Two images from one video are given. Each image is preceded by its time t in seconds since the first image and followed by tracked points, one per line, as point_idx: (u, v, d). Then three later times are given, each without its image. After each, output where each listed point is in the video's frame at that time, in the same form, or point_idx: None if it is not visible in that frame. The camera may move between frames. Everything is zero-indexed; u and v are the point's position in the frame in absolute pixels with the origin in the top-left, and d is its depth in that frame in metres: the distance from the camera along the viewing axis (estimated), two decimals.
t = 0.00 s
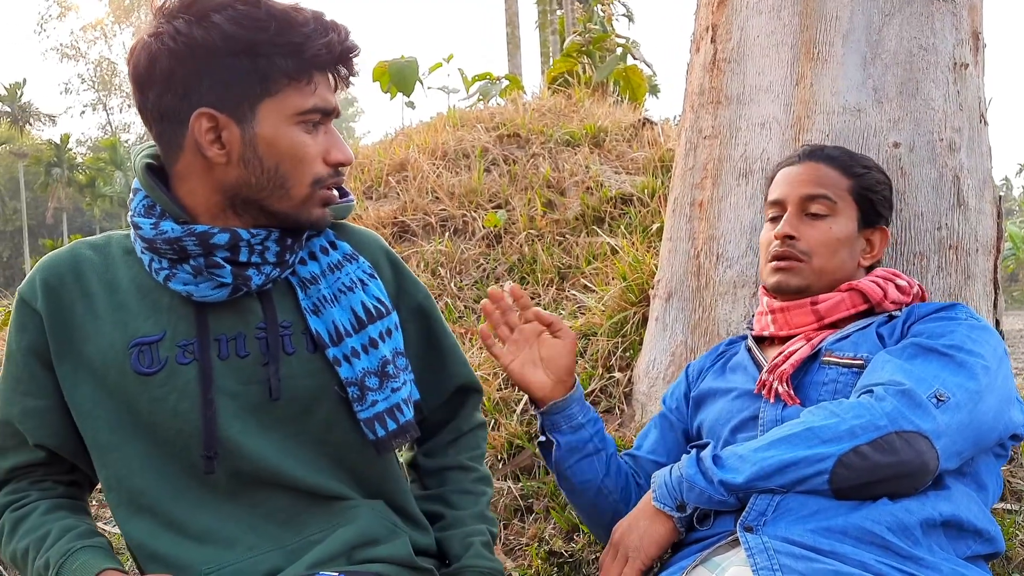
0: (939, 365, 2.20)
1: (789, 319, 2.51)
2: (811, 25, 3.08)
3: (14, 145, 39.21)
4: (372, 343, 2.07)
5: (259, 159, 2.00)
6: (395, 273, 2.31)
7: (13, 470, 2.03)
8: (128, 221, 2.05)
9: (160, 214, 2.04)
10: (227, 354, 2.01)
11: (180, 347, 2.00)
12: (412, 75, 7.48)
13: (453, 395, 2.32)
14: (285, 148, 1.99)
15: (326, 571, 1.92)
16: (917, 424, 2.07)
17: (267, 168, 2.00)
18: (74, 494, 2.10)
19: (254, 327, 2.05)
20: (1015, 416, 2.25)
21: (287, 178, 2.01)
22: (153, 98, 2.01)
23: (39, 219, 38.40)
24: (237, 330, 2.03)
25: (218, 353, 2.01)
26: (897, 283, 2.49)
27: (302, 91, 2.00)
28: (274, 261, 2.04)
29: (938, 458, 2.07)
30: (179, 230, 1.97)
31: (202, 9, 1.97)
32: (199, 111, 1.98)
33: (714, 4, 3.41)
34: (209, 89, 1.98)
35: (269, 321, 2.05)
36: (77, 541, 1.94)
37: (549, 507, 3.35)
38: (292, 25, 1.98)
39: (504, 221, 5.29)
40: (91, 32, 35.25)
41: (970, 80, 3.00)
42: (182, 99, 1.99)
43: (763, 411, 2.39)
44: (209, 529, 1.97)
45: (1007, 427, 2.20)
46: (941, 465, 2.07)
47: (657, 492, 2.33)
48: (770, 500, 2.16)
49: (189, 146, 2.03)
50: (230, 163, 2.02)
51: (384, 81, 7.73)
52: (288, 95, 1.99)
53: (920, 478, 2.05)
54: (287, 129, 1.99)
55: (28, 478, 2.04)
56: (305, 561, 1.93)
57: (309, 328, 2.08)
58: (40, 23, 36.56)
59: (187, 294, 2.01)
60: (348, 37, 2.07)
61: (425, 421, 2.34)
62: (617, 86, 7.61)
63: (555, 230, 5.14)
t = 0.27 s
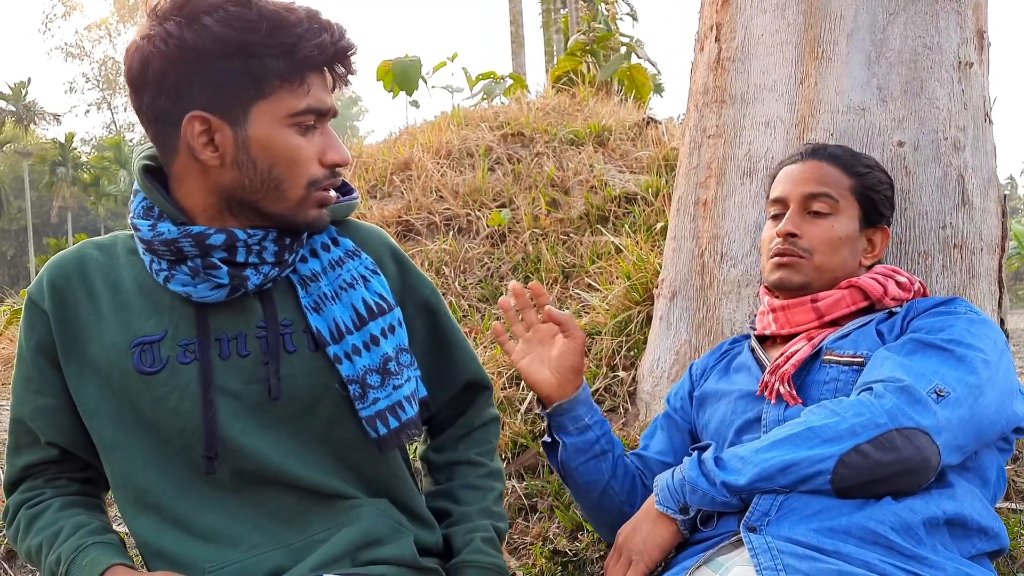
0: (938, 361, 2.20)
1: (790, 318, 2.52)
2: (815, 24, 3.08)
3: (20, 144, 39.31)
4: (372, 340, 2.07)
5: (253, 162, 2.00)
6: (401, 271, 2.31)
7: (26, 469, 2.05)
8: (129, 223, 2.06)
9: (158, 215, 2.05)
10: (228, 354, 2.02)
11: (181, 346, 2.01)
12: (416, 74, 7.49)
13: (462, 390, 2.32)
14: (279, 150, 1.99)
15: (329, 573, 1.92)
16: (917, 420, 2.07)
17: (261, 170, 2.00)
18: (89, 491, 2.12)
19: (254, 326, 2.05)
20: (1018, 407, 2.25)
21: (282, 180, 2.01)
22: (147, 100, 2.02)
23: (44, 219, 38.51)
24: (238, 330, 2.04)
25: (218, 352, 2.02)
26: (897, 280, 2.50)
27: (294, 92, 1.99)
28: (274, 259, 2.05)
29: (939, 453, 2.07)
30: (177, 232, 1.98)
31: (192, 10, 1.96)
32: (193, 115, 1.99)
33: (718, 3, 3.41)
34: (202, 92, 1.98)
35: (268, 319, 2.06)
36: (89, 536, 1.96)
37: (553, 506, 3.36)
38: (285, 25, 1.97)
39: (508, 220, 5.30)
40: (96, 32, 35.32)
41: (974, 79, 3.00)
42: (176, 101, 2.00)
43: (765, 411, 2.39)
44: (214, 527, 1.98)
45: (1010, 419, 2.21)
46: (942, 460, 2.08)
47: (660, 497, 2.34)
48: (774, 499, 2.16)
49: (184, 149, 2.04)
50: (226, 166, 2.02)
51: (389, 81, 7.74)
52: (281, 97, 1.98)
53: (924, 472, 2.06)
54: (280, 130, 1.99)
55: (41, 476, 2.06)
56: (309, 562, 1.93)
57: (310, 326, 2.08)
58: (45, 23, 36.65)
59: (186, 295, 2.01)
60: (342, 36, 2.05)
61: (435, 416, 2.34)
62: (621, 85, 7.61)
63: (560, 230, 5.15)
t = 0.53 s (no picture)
0: (943, 364, 2.20)
1: (794, 318, 2.52)
2: (818, 23, 3.08)
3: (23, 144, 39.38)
4: (373, 344, 2.05)
5: (257, 166, 2.01)
6: (403, 274, 2.31)
7: (32, 467, 2.07)
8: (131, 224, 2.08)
9: (163, 218, 2.07)
10: (230, 355, 2.02)
11: (184, 347, 2.01)
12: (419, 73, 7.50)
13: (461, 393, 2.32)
14: (283, 155, 1.99)
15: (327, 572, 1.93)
16: (922, 424, 2.08)
17: (265, 174, 2.01)
18: (92, 490, 2.13)
19: (257, 327, 2.05)
20: (1020, 413, 2.26)
21: (286, 185, 2.01)
22: (152, 103, 2.03)
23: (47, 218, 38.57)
24: (240, 331, 2.04)
25: (221, 353, 2.02)
26: (902, 282, 2.49)
27: (299, 97, 1.98)
28: (275, 262, 2.05)
29: (943, 457, 2.08)
30: (180, 235, 1.99)
31: (198, 13, 1.95)
32: (198, 118, 2.00)
33: (721, 2, 3.42)
34: (206, 95, 1.98)
35: (272, 321, 2.05)
36: (92, 536, 1.96)
37: (555, 506, 3.36)
38: (289, 29, 1.95)
39: (511, 219, 5.30)
40: (99, 31, 35.36)
41: (977, 78, 2.99)
42: (180, 105, 2.00)
43: (768, 411, 2.39)
44: (215, 528, 1.98)
45: (1012, 426, 2.22)
46: (945, 464, 2.08)
47: (663, 494, 2.35)
48: (775, 500, 2.16)
49: (188, 152, 2.05)
50: (230, 169, 2.03)
51: (392, 79, 7.74)
52: (285, 101, 1.98)
53: (926, 477, 2.06)
54: (284, 135, 1.99)
55: (45, 475, 2.07)
56: (308, 561, 1.94)
57: (311, 328, 2.07)
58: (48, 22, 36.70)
59: (189, 297, 2.02)
60: (347, 39, 2.04)
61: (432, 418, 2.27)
62: (624, 84, 7.61)
63: (562, 229, 5.15)
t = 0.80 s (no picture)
0: (948, 368, 2.21)
1: (798, 319, 2.53)
2: (818, 22, 3.08)
3: (26, 144, 39.41)
4: (370, 343, 2.05)
5: (257, 179, 1.99)
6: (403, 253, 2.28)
7: (22, 465, 2.09)
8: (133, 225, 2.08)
9: (165, 220, 2.08)
10: (230, 354, 2.02)
11: (184, 346, 2.02)
12: (420, 72, 7.51)
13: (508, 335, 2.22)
14: (283, 170, 1.97)
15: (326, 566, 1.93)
16: (928, 428, 2.08)
17: (266, 187, 1.99)
18: (84, 489, 2.15)
19: (256, 325, 2.05)
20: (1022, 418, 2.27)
21: (285, 200, 1.99)
22: (158, 109, 2.02)
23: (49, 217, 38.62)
24: (239, 329, 2.04)
25: (220, 352, 2.02)
26: (906, 284, 2.49)
27: (303, 112, 1.96)
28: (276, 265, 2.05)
29: (949, 461, 2.09)
30: (185, 239, 1.98)
31: (206, 23, 1.94)
32: (201, 128, 1.99)
33: (721, 2, 3.42)
34: (210, 105, 1.97)
35: (272, 319, 2.06)
36: (85, 535, 1.98)
37: (555, 505, 3.36)
38: (295, 45, 1.93)
39: (512, 219, 5.31)
40: (101, 31, 35.40)
41: (978, 78, 2.99)
42: (186, 113, 2.00)
43: (772, 412, 2.39)
44: (212, 525, 1.99)
45: (1014, 431, 2.23)
46: (950, 469, 2.09)
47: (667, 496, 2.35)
48: (780, 502, 2.17)
49: (191, 160, 2.04)
50: (231, 180, 2.02)
51: (393, 79, 7.76)
52: (287, 115, 1.95)
53: (931, 480, 2.06)
54: (285, 151, 1.96)
55: (37, 473, 2.09)
56: (305, 557, 1.95)
57: (308, 327, 2.07)
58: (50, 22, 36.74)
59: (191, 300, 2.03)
60: (354, 54, 2.01)
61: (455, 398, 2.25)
62: (625, 83, 7.61)
63: (563, 229, 5.16)
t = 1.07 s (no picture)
0: (948, 368, 2.22)
1: (800, 319, 2.53)
2: (818, 22, 3.08)
3: (26, 143, 39.47)
4: (370, 349, 2.03)
5: (261, 189, 1.97)
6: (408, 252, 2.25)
7: (26, 462, 2.10)
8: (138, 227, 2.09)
9: (169, 224, 2.08)
10: (231, 355, 2.02)
11: (185, 346, 2.02)
12: (420, 71, 7.51)
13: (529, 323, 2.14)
14: (287, 182, 1.95)
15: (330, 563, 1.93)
16: (929, 428, 2.09)
17: (269, 199, 1.97)
18: (87, 486, 2.15)
19: (257, 327, 2.05)
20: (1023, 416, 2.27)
21: (287, 211, 1.97)
22: (169, 112, 2.02)
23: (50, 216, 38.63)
24: (240, 330, 2.04)
25: (222, 353, 2.02)
26: (907, 284, 2.49)
27: (311, 127, 1.93)
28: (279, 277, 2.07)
29: (950, 461, 2.09)
30: (189, 245, 2.00)
31: (220, 33, 1.93)
32: (207, 134, 1.98)
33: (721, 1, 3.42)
34: (219, 114, 1.96)
35: (272, 320, 2.05)
36: (89, 531, 1.98)
37: (555, 504, 3.36)
38: (306, 59, 1.90)
39: (512, 218, 5.31)
40: (102, 30, 35.40)
41: (978, 77, 2.99)
42: (195, 119, 1.99)
43: (773, 413, 2.39)
44: (214, 523, 1.99)
45: (1016, 429, 2.23)
46: (952, 468, 2.09)
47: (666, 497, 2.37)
48: (780, 502, 2.18)
49: (198, 165, 2.04)
50: (236, 187, 2.01)
51: (393, 78, 7.76)
52: (294, 129, 1.93)
53: (932, 481, 2.07)
54: (290, 163, 1.94)
55: (40, 471, 2.10)
56: (308, 554, 1.94)
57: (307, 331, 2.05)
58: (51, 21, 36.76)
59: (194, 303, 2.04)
60: (366, 71, 1.97)
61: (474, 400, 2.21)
62: (625, 83, 7.62)
63: (563, 228, 5.16)
